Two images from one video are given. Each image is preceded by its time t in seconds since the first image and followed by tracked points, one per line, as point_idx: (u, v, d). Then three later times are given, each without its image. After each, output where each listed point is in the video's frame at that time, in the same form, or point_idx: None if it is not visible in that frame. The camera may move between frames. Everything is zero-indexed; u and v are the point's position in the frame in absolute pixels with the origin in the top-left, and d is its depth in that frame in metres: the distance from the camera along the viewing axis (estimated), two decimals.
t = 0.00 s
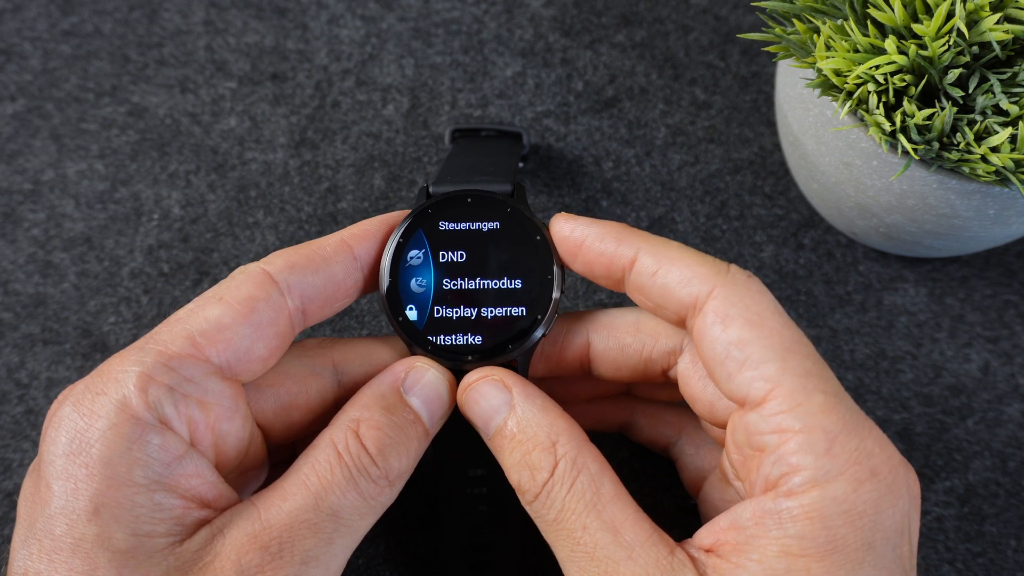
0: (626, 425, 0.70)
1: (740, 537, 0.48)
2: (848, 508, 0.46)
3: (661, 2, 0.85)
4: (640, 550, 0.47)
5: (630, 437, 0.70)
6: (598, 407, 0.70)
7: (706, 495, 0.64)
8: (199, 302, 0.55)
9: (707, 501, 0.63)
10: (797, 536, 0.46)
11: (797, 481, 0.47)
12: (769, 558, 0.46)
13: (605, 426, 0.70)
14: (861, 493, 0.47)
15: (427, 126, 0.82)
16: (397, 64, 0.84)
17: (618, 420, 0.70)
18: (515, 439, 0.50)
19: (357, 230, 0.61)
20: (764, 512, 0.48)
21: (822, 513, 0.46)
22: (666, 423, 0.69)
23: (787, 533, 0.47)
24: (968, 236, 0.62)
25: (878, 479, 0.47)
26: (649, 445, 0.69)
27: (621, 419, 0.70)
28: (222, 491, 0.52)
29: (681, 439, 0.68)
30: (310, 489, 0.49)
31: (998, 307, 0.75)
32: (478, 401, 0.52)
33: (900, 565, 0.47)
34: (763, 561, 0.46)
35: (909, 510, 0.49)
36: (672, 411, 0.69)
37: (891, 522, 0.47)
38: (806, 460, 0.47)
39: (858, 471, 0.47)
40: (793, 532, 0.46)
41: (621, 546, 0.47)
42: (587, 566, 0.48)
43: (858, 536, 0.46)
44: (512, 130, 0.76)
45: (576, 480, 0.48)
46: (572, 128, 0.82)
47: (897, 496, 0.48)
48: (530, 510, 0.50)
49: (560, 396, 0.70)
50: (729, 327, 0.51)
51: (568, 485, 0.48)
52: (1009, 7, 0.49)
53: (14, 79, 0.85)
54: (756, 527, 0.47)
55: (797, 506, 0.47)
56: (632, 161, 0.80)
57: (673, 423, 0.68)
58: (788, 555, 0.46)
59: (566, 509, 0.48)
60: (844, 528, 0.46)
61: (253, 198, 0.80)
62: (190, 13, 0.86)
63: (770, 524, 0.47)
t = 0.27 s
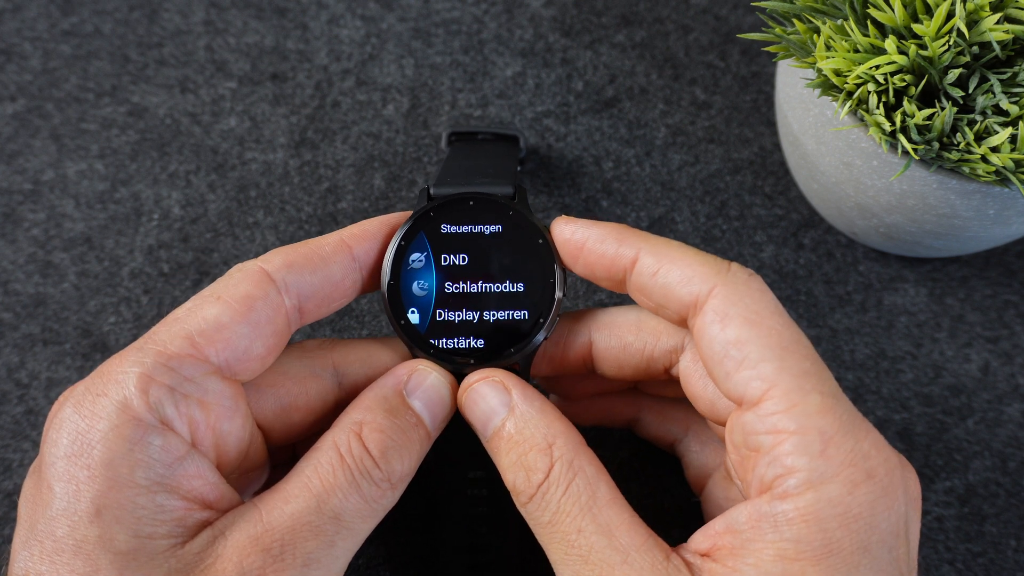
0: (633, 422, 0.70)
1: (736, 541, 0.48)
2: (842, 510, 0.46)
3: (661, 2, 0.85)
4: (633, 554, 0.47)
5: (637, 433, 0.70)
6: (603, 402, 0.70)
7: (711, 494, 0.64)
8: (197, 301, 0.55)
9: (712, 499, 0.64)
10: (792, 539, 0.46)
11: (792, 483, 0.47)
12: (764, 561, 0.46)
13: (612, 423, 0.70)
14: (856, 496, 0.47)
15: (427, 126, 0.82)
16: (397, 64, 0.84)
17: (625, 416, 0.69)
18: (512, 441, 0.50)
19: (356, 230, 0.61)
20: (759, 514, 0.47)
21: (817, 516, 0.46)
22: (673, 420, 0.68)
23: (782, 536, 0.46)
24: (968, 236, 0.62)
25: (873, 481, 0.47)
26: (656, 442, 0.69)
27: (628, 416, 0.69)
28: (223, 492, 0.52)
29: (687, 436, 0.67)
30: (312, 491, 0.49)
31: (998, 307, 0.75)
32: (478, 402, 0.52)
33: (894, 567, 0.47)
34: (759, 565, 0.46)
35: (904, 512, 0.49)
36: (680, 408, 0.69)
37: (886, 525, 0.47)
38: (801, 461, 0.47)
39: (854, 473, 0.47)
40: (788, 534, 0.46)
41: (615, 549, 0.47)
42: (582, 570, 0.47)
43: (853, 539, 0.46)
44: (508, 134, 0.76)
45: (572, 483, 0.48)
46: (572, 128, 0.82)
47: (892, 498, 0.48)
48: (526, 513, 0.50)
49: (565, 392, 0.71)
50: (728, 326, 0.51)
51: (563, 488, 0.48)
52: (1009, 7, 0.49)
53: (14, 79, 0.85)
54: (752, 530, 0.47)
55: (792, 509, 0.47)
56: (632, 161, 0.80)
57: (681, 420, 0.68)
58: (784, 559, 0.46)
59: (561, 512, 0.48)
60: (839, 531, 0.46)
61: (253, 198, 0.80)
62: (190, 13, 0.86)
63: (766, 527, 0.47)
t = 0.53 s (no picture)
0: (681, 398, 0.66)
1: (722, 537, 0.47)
2: (830, 509, 0.46)
3: (661, 2, 0.85)
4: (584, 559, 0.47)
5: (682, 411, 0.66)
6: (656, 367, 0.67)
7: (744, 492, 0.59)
8: (194, 299, 0.55)
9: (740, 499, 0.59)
10: (778, 534, 0.46)
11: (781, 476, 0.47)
12: (745, 561, 0.46)
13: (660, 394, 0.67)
14: (845, 500, 0.46)
15: (427, 126, 0.82)
16: (397, 64, 0.84)
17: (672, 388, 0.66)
18: (492, 449, 0.50)
19: (354, 227, 0.62)
20: (745, 510, 0.47)
21: (803, 512, 0.46)
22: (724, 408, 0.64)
23: (769, 530, 0.46)
24: (968, 236, 0.62)
25: (867, 487, 0.47)
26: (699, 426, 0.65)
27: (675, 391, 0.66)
28: (222, 489, 0.52)
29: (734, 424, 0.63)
30: (310, 488, 0.49)
31: (998, 307, 0.75)
32: (463, 410, 0.52)
33: None
34: (740, 561, 0.46)
35: (904, 524, 0.47)
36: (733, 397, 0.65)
37: (876, 534, 0.46)
38: (795, 454, 0.47)
39: (847, 475, 0.46)
40: (773, 529, 0.46)
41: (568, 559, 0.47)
42: None
43: (838, 541, 0.45)
44: (507, 134, 0.75)
45: (540, 494, 0.48)
46: (572, 128, 0.82)
47: (887, 510, 0.47)
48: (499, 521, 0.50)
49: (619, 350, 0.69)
50: (771, 290, 0.52)
51: (530, 500, 0.48)
52: (1009, 7, 0.49)
53: (14, 79, 0.85)
54: (739, 523, 0.47)
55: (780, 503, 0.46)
56: (632, 161, 0.80)
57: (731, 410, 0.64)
58: (767, 557, 0.45)
59: (528, 525, 0.48)
60: (821, 534, 0.45)
61: (253, 198, 0.80)
62: (190, 13, 0.86)
63: (753, 521, 0.47)
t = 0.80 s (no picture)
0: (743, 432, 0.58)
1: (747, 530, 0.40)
2: (855, 489, 0.37)
3: (661, 2, 0.84)
4: (664, 532, 0.39)
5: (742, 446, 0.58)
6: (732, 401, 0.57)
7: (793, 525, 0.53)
8: (192, 298, 0.55)
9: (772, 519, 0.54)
10: (802, 527, 0.38)
11: (798, 464, 0.37)
12: (779, 555, 0.38)
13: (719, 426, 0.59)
14: (869, 474, 0.37)
15: (427, 126, 0.82)
16: (397, 65, 0.83)
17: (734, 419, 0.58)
18: (577, 379, 0.39)
19: (352, 226, 0.62)
20: (767, 501, 0.39)
21: (828, 497, 0.37)
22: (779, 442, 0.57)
23: (792, 522, 0.38)
24: (968, 236, 0.62)
25: (890, 453, 0.37)
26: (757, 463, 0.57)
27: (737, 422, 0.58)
28: (222, 488, 0.52)
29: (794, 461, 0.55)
30: (309, 486, 0.49)
31: (998, 307, 0.75)
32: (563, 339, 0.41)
33: (918, 542, 0.39)
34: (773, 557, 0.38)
35: (932, 478, 0.39)
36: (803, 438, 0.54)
37: (909, 497, 0.38)
38: (804, 438, 0.37)
39: (864, 446, 0.37)
40: (797, 522, 0.38)
41: (644, 526, 0.38)
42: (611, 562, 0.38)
43: (870, 517, 0.37)
44: (506, 134, 0.75)
45: (629, 451, 0.38)
46: (572, 128, 0.82)
47: (914, 470, 0.38)
48: (545, 476, 0.40)
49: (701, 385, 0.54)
50: (717, 276, 0.39)
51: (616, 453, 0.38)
52: (1010, 7, 0.49)
53: (14, 79, 0.85)
54: (763, 516, 0.39)
55: (799, 492, 0.37)
56: (632, 161, 0.81)
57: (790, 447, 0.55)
58: (797, 549, 0.38)
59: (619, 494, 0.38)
60: (854, 514, 0.37)
61: (253, 198, 0.80)
62: (190, 13, 0.86)
63: (774, 514, 0.38)
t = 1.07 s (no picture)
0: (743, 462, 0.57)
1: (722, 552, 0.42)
2: (827, 518, 0.39)
3: (661, 2, 0.84)
4: (643, 549, 0.41)
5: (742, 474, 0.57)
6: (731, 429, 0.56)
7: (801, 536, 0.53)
8: (194, 298, 0.55)
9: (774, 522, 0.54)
10: (780, 554, 0.40)
11: (770, 498, 0.39)
12: None
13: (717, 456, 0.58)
14: (839, 503, 0.39)
15: (427, 126, 0.82)
16: (397, 64, 0.83)
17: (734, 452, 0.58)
18: (562, 399, 0.40)
19: (354, 225, 0.62)
20: (741, 531, 0.41)
21: (800, 527, 0.39)
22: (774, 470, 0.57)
23: (768, 549, 0.40)
24: (968, 236, 0.62)
25: (857, 481, 0.39)
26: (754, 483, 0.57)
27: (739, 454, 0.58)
28: (225, 488, 0.52)
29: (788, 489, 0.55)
30: (311, 486, 0.49)
31: (998, 307, 0.75)
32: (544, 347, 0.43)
33: (888, 559, 0.41)
34: None
35: (900, 500, 0.41)
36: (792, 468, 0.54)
37: (875, 520, 0.40)
38: (776, 472, 0.39)
39: (832, 476, 0.39)
40: (774, 549, 0.40)
41: (625, 547, 0.41)
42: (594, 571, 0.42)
43: (841, 543, 0.40)
44: (506, 134, 0.75)
45: (608, 474, 0.40)
46: (572, 128, 0.82)
47: (882, 494, 0.40)
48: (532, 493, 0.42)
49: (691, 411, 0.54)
50: (673, 329, 0.40)
51: (596, 477, 0.39)
52: (1010, 7, 0.49)
53: (14, 79, 0.85)
54: (736, 542, 0.41)
55: (773, 523, 0.39)
56: (632, 161, 0.81)
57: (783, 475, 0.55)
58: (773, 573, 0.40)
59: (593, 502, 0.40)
60: (826, 542, 0.39)
61: (253, 198, 0.80)
62: (190, 13, 0.85)
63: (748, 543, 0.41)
